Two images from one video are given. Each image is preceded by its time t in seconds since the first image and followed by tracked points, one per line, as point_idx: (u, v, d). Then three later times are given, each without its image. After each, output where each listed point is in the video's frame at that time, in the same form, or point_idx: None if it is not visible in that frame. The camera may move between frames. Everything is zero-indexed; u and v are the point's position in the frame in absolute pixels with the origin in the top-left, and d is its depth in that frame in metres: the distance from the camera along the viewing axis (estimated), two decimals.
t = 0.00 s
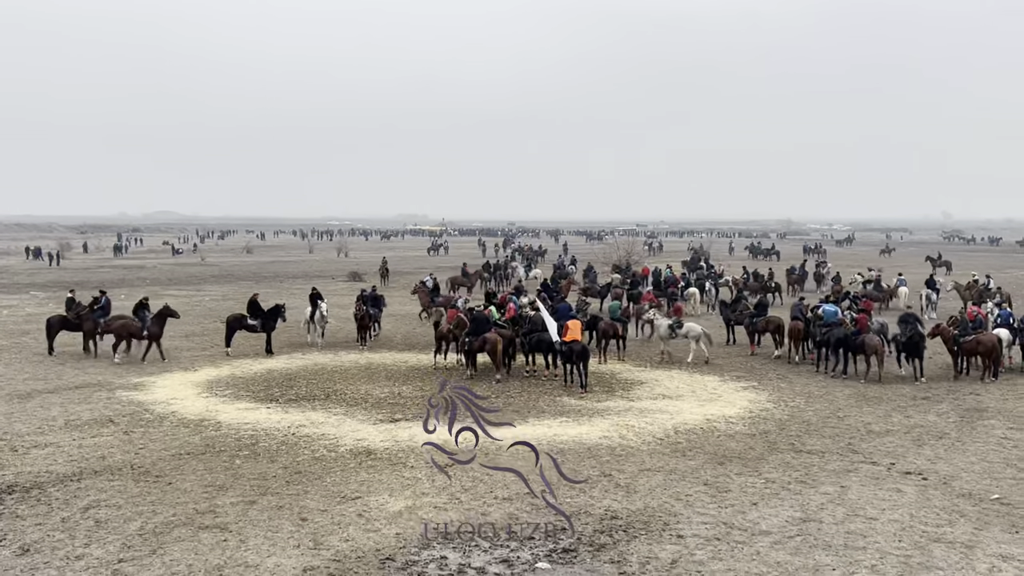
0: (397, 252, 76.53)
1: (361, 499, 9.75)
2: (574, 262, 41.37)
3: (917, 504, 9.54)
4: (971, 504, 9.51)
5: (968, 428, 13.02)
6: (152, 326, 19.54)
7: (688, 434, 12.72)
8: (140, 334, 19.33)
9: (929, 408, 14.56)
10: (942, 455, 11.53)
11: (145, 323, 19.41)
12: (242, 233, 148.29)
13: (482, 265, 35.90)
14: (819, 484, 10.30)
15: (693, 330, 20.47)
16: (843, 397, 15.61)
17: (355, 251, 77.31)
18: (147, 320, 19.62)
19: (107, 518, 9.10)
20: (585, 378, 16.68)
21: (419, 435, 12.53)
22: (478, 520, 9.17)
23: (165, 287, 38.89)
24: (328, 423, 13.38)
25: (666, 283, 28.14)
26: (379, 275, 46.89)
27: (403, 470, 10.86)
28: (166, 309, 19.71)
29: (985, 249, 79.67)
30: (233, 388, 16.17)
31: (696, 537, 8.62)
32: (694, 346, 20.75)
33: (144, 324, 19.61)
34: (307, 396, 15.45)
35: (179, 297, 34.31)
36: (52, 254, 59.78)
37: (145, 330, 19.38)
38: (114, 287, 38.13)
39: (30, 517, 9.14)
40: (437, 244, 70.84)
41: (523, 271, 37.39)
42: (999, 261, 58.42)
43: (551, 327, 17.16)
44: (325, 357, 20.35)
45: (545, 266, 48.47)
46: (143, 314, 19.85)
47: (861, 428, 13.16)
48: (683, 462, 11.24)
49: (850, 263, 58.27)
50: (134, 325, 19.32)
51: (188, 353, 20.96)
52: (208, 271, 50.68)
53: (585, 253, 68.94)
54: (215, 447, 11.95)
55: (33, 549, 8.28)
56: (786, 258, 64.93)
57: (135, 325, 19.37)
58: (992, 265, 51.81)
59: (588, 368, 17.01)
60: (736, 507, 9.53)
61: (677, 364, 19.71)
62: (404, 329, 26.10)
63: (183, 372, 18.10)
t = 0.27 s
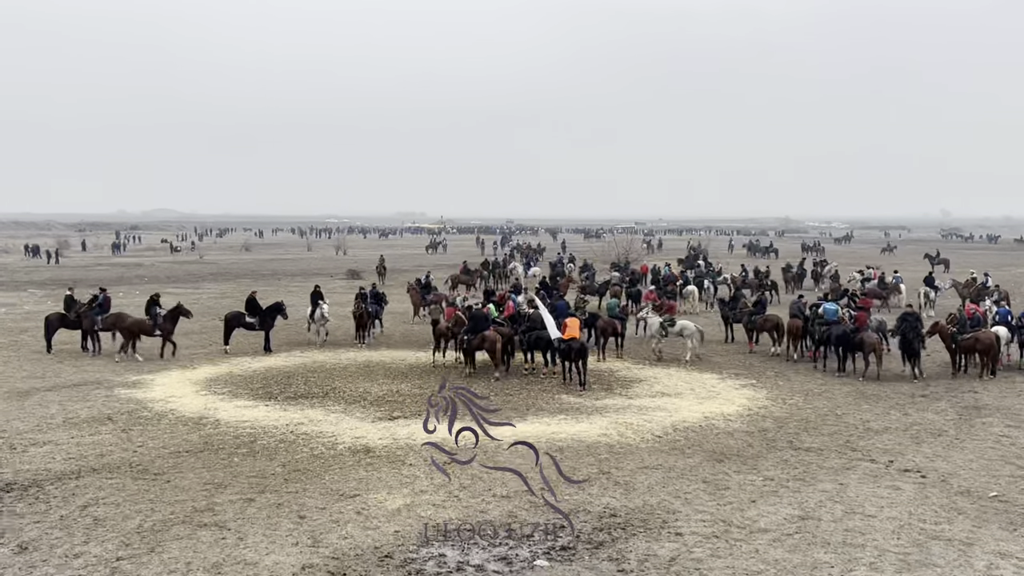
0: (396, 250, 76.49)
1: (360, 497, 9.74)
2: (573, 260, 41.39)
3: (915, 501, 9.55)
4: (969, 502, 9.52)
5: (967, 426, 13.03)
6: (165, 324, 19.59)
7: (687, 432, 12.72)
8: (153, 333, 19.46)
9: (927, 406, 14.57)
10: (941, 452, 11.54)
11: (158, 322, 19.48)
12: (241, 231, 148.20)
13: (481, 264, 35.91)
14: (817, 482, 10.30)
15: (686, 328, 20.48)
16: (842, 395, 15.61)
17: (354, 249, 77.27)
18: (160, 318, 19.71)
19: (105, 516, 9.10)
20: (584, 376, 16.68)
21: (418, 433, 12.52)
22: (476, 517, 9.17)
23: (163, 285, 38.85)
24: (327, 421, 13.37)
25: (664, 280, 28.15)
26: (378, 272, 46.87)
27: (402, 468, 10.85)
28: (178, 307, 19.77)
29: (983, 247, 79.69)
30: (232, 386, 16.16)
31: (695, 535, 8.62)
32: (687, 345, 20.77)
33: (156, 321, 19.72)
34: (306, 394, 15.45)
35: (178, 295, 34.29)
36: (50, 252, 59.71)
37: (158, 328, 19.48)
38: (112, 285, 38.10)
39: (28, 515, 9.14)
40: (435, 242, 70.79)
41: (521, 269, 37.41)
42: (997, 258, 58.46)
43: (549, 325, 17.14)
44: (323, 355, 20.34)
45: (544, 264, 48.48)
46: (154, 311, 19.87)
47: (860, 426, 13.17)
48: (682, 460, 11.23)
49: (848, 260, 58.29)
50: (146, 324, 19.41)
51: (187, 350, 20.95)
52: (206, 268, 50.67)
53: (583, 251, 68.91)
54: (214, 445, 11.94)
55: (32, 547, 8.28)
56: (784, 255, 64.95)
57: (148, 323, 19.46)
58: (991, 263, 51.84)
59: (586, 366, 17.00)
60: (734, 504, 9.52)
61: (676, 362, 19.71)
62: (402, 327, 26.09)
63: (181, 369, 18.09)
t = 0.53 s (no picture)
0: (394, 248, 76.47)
1: (359, 494, 9.75)
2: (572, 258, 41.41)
3: (914, 498, 9.56)
4: (968, 499, 9.53)
5: (965, 423, 13.04)
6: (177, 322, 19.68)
7: (685, 429, 12.73)
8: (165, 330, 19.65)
9: (926, 403, 14.58)
10: (939, 450, 11.55)
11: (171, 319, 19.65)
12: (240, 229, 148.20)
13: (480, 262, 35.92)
14: (816, 479, 10.31)
15: (679, 325, 20.61)
16: (840, 392, 15.62)
17: (353, 247, 77.28)
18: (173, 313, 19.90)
19: (105, 514, 9.10)
20: (583, 373, 16.69)
21: (417, 430, 12.52)
22: (475, 515, 9.18)
23: (162, 283, 38.86)
24: (326, 419, 13.38)
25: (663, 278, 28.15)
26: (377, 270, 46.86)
27: (401, 465, 10.86)
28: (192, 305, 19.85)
29: (982, 245, 79.76)
30: (231, 384, 16.17)
31: (694, 532, 8.63)
32: (681, 342, 20.90)
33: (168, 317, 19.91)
34: (305, 392, 15.45)
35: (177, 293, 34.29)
36: (49, 251, 59.68)
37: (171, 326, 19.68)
38: (111, 283, 38.09)
39: (27, 513, 9.14)
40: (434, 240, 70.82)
41: (520, 267, 37.42)
42: (995, 256, 58.54)
43: (548, 323, 17.13)
44: (322, 353, 20.34)
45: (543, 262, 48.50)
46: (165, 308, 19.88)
47: (858, 423, 13.18)
48: (680, 457, 11.25)
49: (847, 258, 58.32)
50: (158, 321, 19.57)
51: (185, 348, 20.94)
52: (206, 266, 50.68)
53: (582, 249, 68.95)
54: (213, 442, 11.94)
55: (31, 544, 8.28)
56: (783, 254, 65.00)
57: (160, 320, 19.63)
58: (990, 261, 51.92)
59: (585, 363, 17.01)
60: (733, 502, 9.54)
61: (674, 360, 19.72)
62: (401, 325, 26.11)
63: (181, 367, 18.09)
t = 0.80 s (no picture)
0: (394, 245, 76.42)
1: (358, 492, 9.76)
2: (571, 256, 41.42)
3: (913, 496, 9.57)
4: (967, 496, 9.55)
5: (964, 420, 13.06)
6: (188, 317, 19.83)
7: (684, 427, 12.74)
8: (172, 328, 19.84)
9: (925, 400, 14.59)
10: (939, 447, 11.56)
11: (180, 316, 19.82)
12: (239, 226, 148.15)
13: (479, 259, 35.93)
14: (815, 476, 10.32)
15: (672, 323, 20.69)
16: (839, 390, 15.63)
17: (352, 244, 77.26)
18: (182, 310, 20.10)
19: (105, 511, 9.11)
20: (582, 371, 16.70)
21: (416, 428, 12.52)
22: (475, 512, 9.19)
23: (162, 281, 38.84)
24: (326, 416, 13.38)
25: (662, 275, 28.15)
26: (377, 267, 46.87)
27: (400, 463, 10.86)
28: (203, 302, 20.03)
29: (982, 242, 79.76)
30: (230, 381, 16.17)
31: (693, 529, 8.64)
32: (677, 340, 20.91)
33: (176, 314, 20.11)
34: (305, 389, 15.45)
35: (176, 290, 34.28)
36: (48, 248, 59.70)
37: (179, 323, 19.86)
38: (110, 280, 38.07)
39: (27, 510, 9.14)
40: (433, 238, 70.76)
41: (519, 265, 37.42)
42: (995, 253, 58.57)
43: (547, 321, 17.13)
44: (321, 350, 20.34)
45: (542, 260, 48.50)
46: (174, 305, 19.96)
47: (858, 420, 13.19)
48: (679, 455, 11.25)
49: (847, 255, 58.30)
50: (168, 317, 19.73)
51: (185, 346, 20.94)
52: (205, 263, 50.71)
53: (581, 246, 68.92)
54: (213, 440, 11.95)
55: (31, 541, 8.29)
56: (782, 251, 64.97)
57: (169, 317, 19.82)
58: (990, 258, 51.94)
59: (585, 361, 17.02)
60: (732, 499, 9.54)
61: (673, 357, 19.72)
62: (400, 323, 26.11)
63: (180, 365, 18.09)
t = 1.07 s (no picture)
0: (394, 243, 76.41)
1: (358, 489, 9.77)
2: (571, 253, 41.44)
3: (913, 492, 9.59)
4: (966, 493, 9.56)
5: (964, 418, 13.07)
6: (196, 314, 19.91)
7: (684, 424, 12.75)
8: (178, 324, 19.87)
9: (925, 398, 14.60)
10: (938, 444, 11.57)
11: (187, 312, 19.87)
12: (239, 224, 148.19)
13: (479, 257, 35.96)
14: (814, 474, 10.33)
15: (664, 321, 20.71)
16: (839, 387, 15.63)
17: (352, 243, 77.23)
18: (187, 307, 20.15)
19: (105, 508, 9.11)
20: (582, 368, 16.70)
21: (416, 425, 12.53)
22: (475, 509, 9.19)
23: (161, 278, 38.84)
24: (326, 414, 13.38)
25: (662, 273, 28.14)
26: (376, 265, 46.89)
27: (400, 460, 10.86)
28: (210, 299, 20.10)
29: (981, 240, 79.75)
30: (230, 379, 16.16)
31: (693, 527, 8.64)
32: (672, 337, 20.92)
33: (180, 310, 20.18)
34: (304, 387, 15.45)
35: (176, 288, 34.28)
36: (48, 246, 59.67)
37: (185, 320, 19.90)
38: (110, 278, 38.09)
39: (27, 508, 9.14)
40: (433, 236, 70.68)
41: (519, 262, 37.43)
42: (994, 251, 58.55)
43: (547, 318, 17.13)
44: (321, 348, 20.33)
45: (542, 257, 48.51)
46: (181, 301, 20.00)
47: (857, 418, 13.20)
48: (679, 452, 11.26)
49: (846, 253, 58.30)
50: (174, 314, 19.75)
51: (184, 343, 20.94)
52: (205, 261, 50.70)
53: (581, 244, 68.92)
54: (213, 437, 11.95)
55: (31, 539, 8.29)
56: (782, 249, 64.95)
57: (175, 314, 19.84)
58: (991, 256, 51.97)
59: (585, 358, 17.02)
60: (732, 496, 9.55)
61: (673, 355, 19.73)
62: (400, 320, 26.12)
63: (179, 362, 18.09)
